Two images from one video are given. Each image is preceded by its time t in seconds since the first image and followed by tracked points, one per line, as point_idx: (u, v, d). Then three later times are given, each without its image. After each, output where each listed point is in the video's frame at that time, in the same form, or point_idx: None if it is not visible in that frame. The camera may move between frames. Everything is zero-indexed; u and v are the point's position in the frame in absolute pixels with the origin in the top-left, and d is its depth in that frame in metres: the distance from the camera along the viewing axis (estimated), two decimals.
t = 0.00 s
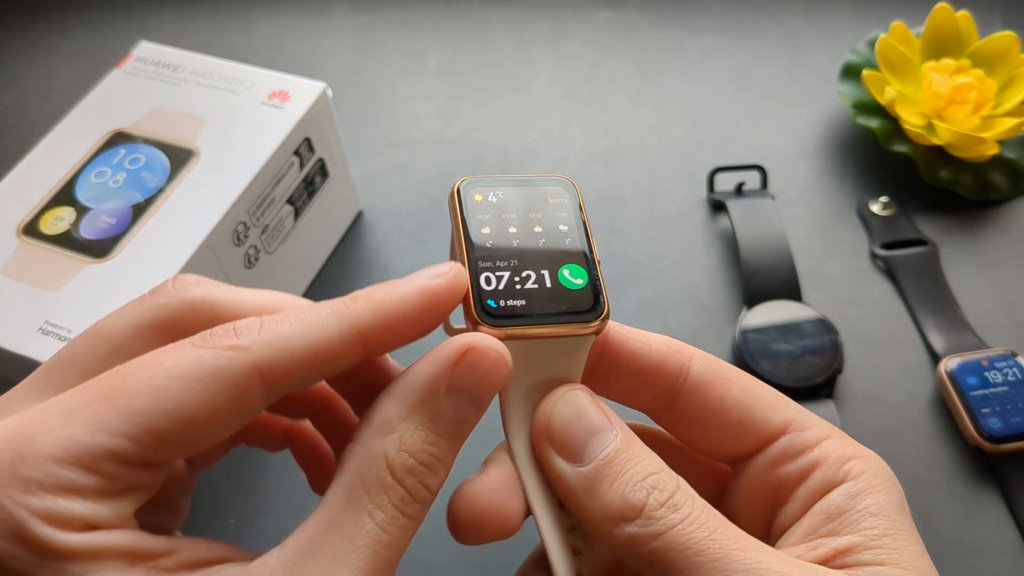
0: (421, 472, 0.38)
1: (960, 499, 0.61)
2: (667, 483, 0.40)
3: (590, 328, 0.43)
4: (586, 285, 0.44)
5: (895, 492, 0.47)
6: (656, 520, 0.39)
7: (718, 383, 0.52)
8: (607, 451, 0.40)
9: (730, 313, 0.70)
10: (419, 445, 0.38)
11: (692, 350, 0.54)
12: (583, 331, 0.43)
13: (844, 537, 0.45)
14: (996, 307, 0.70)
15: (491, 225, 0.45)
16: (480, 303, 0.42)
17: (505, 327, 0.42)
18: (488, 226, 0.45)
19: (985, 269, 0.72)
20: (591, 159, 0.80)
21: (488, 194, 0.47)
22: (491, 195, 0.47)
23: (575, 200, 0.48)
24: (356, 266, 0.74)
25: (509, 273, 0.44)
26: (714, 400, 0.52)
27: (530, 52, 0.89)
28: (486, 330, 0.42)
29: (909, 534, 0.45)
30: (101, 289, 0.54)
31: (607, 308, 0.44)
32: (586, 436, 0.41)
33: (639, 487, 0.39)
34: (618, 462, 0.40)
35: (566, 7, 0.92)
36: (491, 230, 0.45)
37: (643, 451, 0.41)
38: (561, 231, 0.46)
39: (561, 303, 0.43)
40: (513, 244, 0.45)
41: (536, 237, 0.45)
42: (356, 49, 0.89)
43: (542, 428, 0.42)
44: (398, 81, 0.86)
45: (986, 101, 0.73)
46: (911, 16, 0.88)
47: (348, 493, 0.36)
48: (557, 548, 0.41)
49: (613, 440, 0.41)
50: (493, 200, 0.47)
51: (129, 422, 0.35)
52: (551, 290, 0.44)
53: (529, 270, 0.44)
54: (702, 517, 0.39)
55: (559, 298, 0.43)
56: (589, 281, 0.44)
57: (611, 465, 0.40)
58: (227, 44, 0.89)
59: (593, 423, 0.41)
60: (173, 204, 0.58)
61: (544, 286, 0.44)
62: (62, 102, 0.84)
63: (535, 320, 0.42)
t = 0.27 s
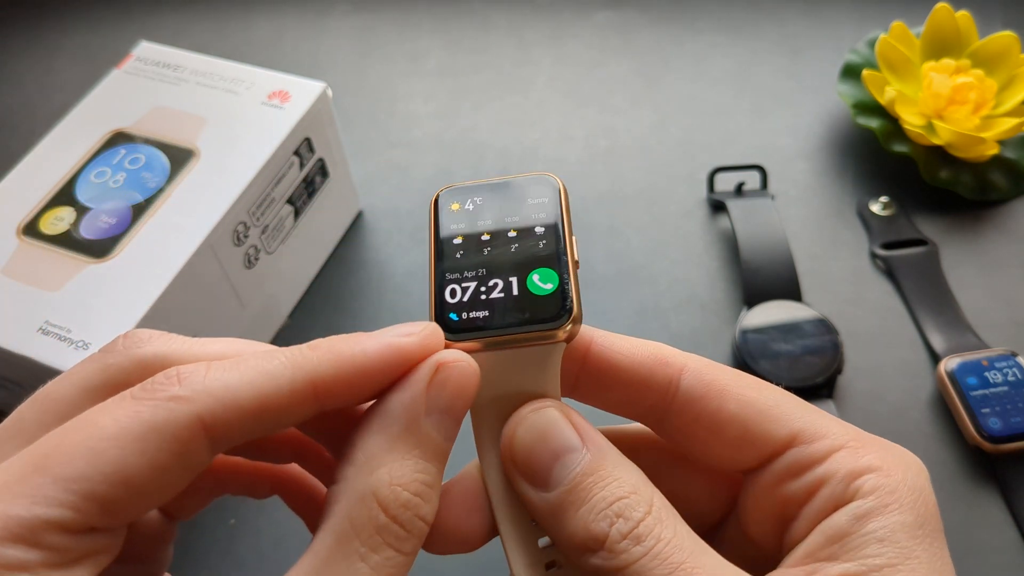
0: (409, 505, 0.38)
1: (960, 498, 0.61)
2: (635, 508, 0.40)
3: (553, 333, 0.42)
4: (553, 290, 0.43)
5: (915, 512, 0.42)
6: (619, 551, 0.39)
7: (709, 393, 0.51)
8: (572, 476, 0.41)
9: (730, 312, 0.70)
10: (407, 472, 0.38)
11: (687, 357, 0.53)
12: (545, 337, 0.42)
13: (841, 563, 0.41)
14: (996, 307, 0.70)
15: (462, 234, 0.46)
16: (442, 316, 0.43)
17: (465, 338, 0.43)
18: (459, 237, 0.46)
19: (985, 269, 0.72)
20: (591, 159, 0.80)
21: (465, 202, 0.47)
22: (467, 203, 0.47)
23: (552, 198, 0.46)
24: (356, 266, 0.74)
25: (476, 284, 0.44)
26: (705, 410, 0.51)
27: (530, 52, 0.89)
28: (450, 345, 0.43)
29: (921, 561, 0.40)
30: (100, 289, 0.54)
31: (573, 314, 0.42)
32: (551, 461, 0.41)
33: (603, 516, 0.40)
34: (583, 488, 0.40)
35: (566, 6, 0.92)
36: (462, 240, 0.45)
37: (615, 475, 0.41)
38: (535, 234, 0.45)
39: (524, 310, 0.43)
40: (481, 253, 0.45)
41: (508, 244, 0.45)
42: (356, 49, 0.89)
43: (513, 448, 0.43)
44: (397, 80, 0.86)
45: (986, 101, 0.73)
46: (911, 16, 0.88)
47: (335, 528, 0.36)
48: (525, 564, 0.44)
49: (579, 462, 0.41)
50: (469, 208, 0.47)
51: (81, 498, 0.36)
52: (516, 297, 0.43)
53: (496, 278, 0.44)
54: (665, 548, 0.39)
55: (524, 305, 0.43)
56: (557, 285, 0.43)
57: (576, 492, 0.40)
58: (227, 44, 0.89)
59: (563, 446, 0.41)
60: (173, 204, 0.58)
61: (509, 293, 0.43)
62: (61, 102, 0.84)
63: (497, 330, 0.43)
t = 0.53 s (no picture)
0: (404, 523, 0.38)
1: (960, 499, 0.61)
2: (623, 557, 0.39)
3: (537, 374, 0.41)
4: (534, 325, 0.42)
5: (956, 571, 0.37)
6: None
7: (715, 453, 0.45)
8: (570, 517, 0.41)
9: (729, 312, 0.70)
10: (410, 497, 0.38)
11: (704, 407, 0.47)
12: (528, 380, 0.41)
13: None
14: (996, 307, 0.70)
15: (454, 288, 0.47)
16: (441, 375, 0.44)
17: (459, 395, 0.43)
18: (450, 291, 0.47)
19: (985, 269, 0.72)
20: (590, 158, 0.80)
21: (455, 253, 0.48)
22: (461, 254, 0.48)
23: (533, 235, 0.45)
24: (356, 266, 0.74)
25: (468, 338, 0.44)
26: (717, 462, 0.45)
27: (530, 52, 0.89)
28: (447, 403, 0.44)
29: None
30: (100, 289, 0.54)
31: (558, 345, 0.41)
32: (551, 501, 0.42)
33: (592, 562, 0.39)
34: (579, 529, 0.41)
35: (566, 6, 0.92)
36: (454, 294, 0.47)
37: (612, 520, 0.40)
38: (517, 274, 0.45)
39: (510, 355, 0.42)
40: (470, 303, 0.46)
41: (490, 289, 0.45)
42: (356, 49, 0.89)
43: (520, 488, 0.44)
44: (398, 80, 0.86)
45: (986, 101, 0.73)
46: (911, 16, 0.88)
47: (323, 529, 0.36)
48: None
49: (575, 502, 0.41)
50: (459, 258, 0.48)
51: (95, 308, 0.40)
52: (501, 340, 0.43)
53: (484, 327, 0.44)
54: None
55: (509, 347, 0.42)
56: (537, 318, 0.42)
57: (574, 533, 0.41)
58: (227, 45, 0.89)
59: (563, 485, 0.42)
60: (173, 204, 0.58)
61: (496, 337, 0.43)
62: (61, 102, 0.84)
63: (488, 380, 0.42)
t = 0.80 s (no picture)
0: (357, 525, 0.39)
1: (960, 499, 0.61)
2: None
3: (498, 402, 0.36)
4: (492, 344, 0.37)
5: None
6: None
7: (707, 508, 0.37)
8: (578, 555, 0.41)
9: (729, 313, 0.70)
10: (366, 498, 0.38)
11: (700, 450, 0.38)
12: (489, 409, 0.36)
13: None
14: (996, 308, 0.70)
15: (447, 297, 0.45)
16: (431, 399, 0.42)
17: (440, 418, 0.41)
18: (443, 301, 0.45)
19: (985, 270, 0.72)
20: (590, 158, 0.80)
21: (454, 257, 0.46)
22: (458, 263, 0.45)
23: (505, 237, 0.40)
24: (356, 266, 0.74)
25: (450, 356, 0.42)
26: (705, 512, 0.37)
27: (530, 52, 0.89)
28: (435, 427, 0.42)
29: None
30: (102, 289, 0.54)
31: (507, 371, 0.35)
32: (558, 538, 0.41)
33: None
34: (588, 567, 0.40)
35: (566, 5, 0.92)
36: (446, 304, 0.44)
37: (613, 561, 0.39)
38: (487, 284, 0.40)
39: (473, 380, 0.38)
40: (454, 315, 0.43)
41: (469, 299, 0.41)
42: (356, 49, 0.89)
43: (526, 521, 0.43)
44: (398, 80, 0.86)
45: (986, 101, 0.73)
46: (911, 17, 0.88)
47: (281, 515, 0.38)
48: None
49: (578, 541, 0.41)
50: (455, 264, 0.46)
51: (142, 269, 0.45)
52: (470, 360, 0.39)
53: (462, 346, 0.40)
54: None
55: (473, 367, 0.38)
56: (495, 337, 0.37)
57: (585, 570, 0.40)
58: (227, 44, 0.89)
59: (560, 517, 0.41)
60: (173, 204, 0.58)
61: (467, 355, 0.39)
62: (60, 103, 0.84)
63: (457, 404, 0.39)
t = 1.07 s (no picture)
0: (307, 546, 0.35)
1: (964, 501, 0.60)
2: None
3: (443, 414, 0.32)
4: (445, 350, 0.34)
5: None
6: None
7: (783, 500, 0.32)
8: None
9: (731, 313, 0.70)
10: (312, 515, 0.35)
11: (775, 435, 0.32)
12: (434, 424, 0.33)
13: None
14: (1000, 307, 0.69)
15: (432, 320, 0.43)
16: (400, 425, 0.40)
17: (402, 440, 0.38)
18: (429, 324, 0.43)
19: (988, 270, 0.72)
20: (591, 157, 0.80)
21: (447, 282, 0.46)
22: (451, 284, 0.44)
23: (482, 247, 0.37)
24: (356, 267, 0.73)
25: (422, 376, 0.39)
26: (774, 501, 0.32)
27: (530, 51, 0.88)
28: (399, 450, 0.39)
29: None
30: (99, 289, 0.54)
31: (450, 374, 0.32)
32: None
33: None
34: None
35: (567, 4, 0.92)
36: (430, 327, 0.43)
37: None
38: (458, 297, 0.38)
39: (427, 392, 0.35)
40: (432, 335, 0.41)
41: (443, 316, 0.39)
42: (355, 48, 0.89)
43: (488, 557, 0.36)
44: (397, 79, 0.86)
45: (990, 100, 0.73)
46: (913, 16, 0.87)
47: (232, 534, 0.36)
48: None
49: None
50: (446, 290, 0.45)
51: (160, 296, 0.48)
52: (430, 373, 0.36)
53: (429, 362, 0.38)
54: None
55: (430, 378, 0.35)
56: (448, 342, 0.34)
57: None
58: (226, 43, 0.89)
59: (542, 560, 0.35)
60: (171, 204, 0.57)
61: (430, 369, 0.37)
62: (57, 102, 0.84)
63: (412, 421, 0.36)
